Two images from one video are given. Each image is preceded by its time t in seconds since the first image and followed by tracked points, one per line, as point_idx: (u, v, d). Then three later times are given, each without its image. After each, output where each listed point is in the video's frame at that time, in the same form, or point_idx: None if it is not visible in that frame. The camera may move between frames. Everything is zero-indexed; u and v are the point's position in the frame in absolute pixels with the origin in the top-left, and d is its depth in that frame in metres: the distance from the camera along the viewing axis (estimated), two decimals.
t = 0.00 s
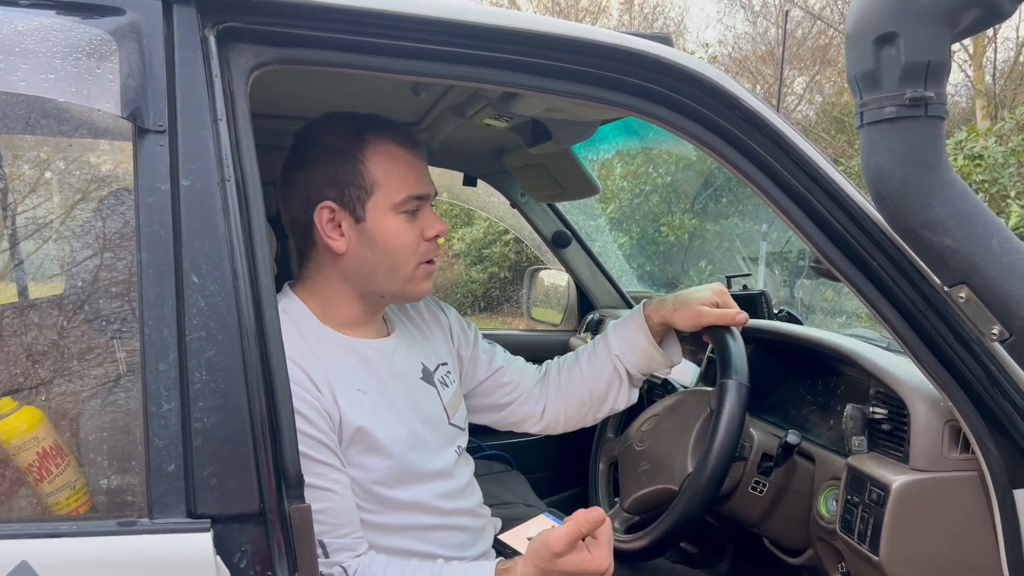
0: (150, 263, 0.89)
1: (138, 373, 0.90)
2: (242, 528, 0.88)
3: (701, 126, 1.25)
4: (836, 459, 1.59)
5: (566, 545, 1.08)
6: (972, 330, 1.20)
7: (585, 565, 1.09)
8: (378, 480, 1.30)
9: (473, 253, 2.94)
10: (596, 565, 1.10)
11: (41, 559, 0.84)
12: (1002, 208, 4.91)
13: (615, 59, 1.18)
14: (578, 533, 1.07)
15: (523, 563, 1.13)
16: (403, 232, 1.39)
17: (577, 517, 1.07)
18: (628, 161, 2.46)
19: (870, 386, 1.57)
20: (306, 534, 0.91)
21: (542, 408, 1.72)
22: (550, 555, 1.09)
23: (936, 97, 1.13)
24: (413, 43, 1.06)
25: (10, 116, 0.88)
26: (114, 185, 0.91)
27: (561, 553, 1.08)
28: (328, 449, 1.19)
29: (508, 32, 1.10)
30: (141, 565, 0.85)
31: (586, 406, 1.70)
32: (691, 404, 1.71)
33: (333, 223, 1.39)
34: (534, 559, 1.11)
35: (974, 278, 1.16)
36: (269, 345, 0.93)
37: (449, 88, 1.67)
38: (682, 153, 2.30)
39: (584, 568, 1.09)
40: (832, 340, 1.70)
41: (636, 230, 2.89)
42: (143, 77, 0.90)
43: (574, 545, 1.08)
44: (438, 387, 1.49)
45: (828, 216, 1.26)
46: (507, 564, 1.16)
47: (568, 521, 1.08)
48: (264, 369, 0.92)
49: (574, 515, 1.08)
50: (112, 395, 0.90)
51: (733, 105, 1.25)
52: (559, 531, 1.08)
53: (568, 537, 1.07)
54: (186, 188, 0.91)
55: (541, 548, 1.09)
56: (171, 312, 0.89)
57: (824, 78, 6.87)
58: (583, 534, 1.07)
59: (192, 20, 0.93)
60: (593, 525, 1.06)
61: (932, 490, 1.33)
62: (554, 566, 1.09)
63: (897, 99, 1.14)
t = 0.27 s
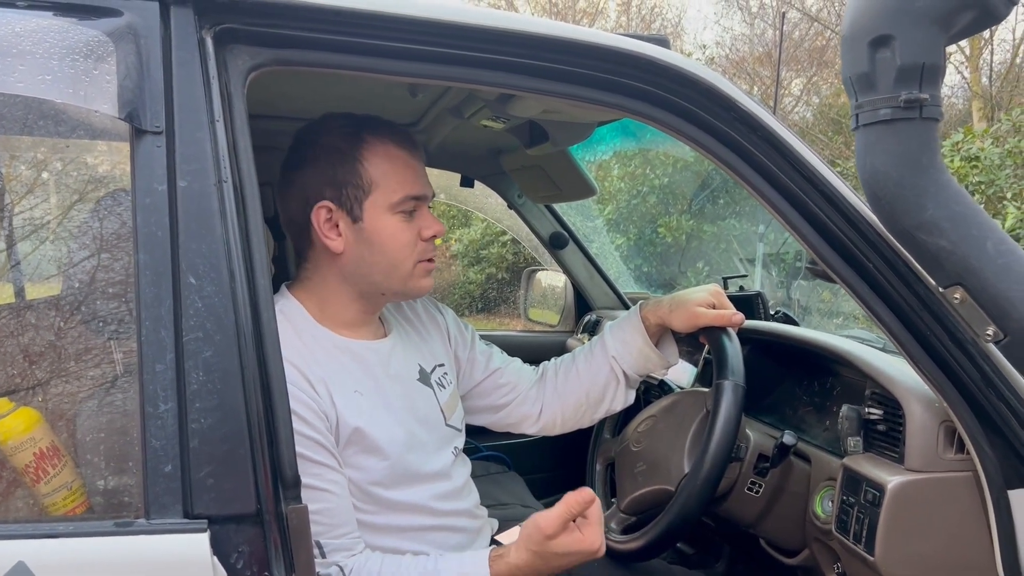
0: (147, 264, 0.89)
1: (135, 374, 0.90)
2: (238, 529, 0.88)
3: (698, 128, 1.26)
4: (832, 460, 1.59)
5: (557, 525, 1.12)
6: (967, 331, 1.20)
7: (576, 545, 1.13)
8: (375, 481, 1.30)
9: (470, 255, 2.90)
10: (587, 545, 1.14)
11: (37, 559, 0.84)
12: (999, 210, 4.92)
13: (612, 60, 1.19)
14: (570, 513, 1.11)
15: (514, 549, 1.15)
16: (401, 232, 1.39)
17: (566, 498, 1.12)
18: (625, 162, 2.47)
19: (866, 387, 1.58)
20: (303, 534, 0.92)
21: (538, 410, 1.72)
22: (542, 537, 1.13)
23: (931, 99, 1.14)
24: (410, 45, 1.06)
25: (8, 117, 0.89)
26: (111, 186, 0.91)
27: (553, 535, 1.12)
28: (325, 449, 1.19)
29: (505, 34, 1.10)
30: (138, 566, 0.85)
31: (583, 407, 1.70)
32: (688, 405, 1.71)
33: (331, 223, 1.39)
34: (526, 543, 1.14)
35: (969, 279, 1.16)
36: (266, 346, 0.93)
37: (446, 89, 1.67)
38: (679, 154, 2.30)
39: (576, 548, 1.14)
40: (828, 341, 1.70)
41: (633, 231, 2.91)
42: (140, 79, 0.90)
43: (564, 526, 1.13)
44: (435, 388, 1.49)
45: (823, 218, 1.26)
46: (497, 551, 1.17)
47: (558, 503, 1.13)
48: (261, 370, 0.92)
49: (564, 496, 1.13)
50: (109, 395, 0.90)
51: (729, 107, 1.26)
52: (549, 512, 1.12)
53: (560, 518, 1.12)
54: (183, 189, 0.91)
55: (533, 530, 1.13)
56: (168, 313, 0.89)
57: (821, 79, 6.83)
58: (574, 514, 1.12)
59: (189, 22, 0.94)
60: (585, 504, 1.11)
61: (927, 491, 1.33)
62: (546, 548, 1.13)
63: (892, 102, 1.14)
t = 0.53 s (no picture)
0: (144, 266, 0.90)
1: (132, 376, 0.90)
2: (235, 530, 0.88)
3: (693, 131, 1.26)
4: (827, 461, 1.60)
5: (536, 477, 1.11)
6: (961, 334, 1.21)
7: (558, 495, 1.12)
8: (371, 482, 1.30)
9: (466, 256, 2.92)
10: (569, 495, 1.12)
11: (34, 561, 0.85)
12: (993, 212, 4.94)
13: (607, 64, 1.19)
14: (548, 465, 1.11)
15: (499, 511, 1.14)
16: (392, 234, 1.40)
17: (541, 450, 1.11)
18: (621, 165, 2.47)
19: (861, 389, 1.59)
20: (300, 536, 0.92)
21: (534, 412, 1.73)
22: (523, 492, 1.12)
23: (925, 103, 1.15)
24: (407, 49, 1.07)
25: (5, 120, 0.89)
26: (108, 188, 0.91)
27: (533, 489, 1.12)
28: (322, 450, 1.19)
29: (502, 38, 1.11)
30: (134, 568, 0.85)
31: (579, 409, 1.70)
32: (683, 407, 1.72)
33: (323, 224, 1.39)
34: (508, 503, 1.13)
35: (963, 282, 1.17)
36: (263, 348, 0.93)
37: (442, 92, 1.68)
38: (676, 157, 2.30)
39: (559, 500, 1.12)
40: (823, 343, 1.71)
41: (630, 232, 2.88)
42: (137, 83, 0.90)
43: (543, 480, 1.12)
44: (431, 390, 1.49)
45: (818, 221, 1.27)
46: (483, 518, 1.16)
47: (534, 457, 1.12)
48: (258, 373, 0.92)
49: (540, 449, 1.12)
50: (106, 397, 0.90)
51: (723, 111, 1.26)
52: (526, 466, 1.12)
53: (538, 470, 1.11)
54: (180, 192, 0.91)
55: (513, 488, 1.12)
56: (165, 316, 0.89)
57: (818, 82, 6.82)
58: (552, 465, 1.11)
59: (187, 25, 0.94)
60: (561, 453, 1.10)
61: (921, 492, 1.34)
62: (528, 503, 1.12)
63: (886, 106, 1.15)
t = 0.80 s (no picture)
0: (140, 266, 0.90)
1: (128, 376, 0.90)
2: (232, 530, 0.88)
3: (689, 132, 1.27)
4: (822, 461, 1.60)
5: (534, 478, 1.12)
6: (956, 334, 1.21)
7: (556, 495, 1.12)
8: (368, 482, 1.30)
9: (463, 257, 2.87)
10: (567, 495, 1.13)
11: (29, 562, 0.85)
12: (988, 213, 4.95)
13: (602, 65, 1.20)
14: (546, 464, 1.11)
15: (497, 509, 1.14)
16: (381, 234, 1.39)
17: (540, 450, 1.11)
18: (618, 166, 2.48)
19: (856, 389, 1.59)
20: (296, 536, 0.91)
21: (530, 412, 1.73)
22: (521, 492, 1.12)
23: (920, 104, 1.15)
24: (404, 49, 1.07)
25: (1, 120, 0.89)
26: (104, 188, 0.91)
27: (531, 488, 1.12)
28: (318, 450, 1.19)
29: (499, 39, 1.11)
30: (130, 568, 0.85)
31: (575, 410, 1.71)
32: (679, 407, 1.72)
33: (313, 225, 1.40)
34: (506, 502, 1.14)
35: (958, 283, 1.17)
36: (259, 348, 0.93)
37: (439, 93, 1.68)
38: (672, 158, 2.29)
39: (557, 499, 1.13)
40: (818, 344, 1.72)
41: (626, 234, 2.87)
42: (134, 82, 0.90)
43: (541, 479, 1.13)
44: (427, 391, 1.49)
45: (813, 222, 1.27)
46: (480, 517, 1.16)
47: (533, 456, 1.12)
48: (254, 373, 0.92)
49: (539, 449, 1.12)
50: (101, 398, 0.90)
51: (719, 112, 1.26)
52: (524, 466, 1.12)
53: (536, 469, 1.11)
54: (177, 192, 0.91)
55: (511, 487, 1.12)
56: (161, 316, 0.89)
57: (813, 83, 6.88)
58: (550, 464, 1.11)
59: (183, 25, 0.94)
60: (559, 452, 1.10)
61: (917, 492, 1.34)
62: (526, 503, 1.12)
63: (881, 107, 1.15)
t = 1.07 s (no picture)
0: (135, 267, 0.90)
1: (123, 377, 0.90)
2: (226, 531, 0.88)
3: (684, 134, 1.27)
4: (817, 462, 1.61)
5: (535, 492, 1.12)
6: (949, 336, 1.21)
7: (556, 509, 1.12)
8: (362, 484, 1.30)
9: (459, 258, 2.89)
10: (566, 509, 1.13)
11: (23, 563, 0.84)
12: (983, 215, 4.96)
13: (598, 67, 1.20)
14: (547, 479, 1.11)
15: (495, 520, 1.14)
16: (316, 238, 1.35)
17: (543, 465, 1.11)
18: (613, 167, 2.48)
19: (850, 391, 1.59)
20: (291, 537, 0.92)
21: (525, 413, 1.73)
22: (520, 505, 1.12)
23: (914, 107, 1.16)
24: (400, 51, 1.07)
25: None
26: (99, 188, 0.91)
27: (531, 502, 1.12)
28: (313, 451, 1.19)
29: (494, 40, 1.11)
30: (125, 569, 0.85)
31: (570, 411, 1.71)
32: (674, 408, 1.73)
33: (276, 230, 1.44)
34: (505, 513, 1.13)
35: (951, 285, 1.18)
36: (255, 350, 0.93)
37: (435, 94, 1.68)
38: (667, 160, 2.30)
39: (556, 513, 1.13)
40: (812, 346, 1.72)
41: (622, 235, 2.88)
42: (129, 83, 0.90)
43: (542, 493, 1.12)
44: (422, 393, 1.49)
45: (808, 223, 1.28)
46: (478, 525, 1.16)
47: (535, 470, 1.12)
48: (249, 374, 0.92)
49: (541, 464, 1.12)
50: (96, 398, 0.90)
51: (714, 113, 1.27)
52: (526, 480, 1.12)
53: (537, 483, 1.11)
54: (172, 193, 0.91)
55: (512, 500, 1.12)
56: (156, 316, 0.89)
57: (808, 85, 6.84)
58: (551, 481, 1.11)
59: (179, 26, 0.94)
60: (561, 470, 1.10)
61: (910, 493, 1.34)
62: (525, 516, 1.12)
63: (875, 109, 1.16)
